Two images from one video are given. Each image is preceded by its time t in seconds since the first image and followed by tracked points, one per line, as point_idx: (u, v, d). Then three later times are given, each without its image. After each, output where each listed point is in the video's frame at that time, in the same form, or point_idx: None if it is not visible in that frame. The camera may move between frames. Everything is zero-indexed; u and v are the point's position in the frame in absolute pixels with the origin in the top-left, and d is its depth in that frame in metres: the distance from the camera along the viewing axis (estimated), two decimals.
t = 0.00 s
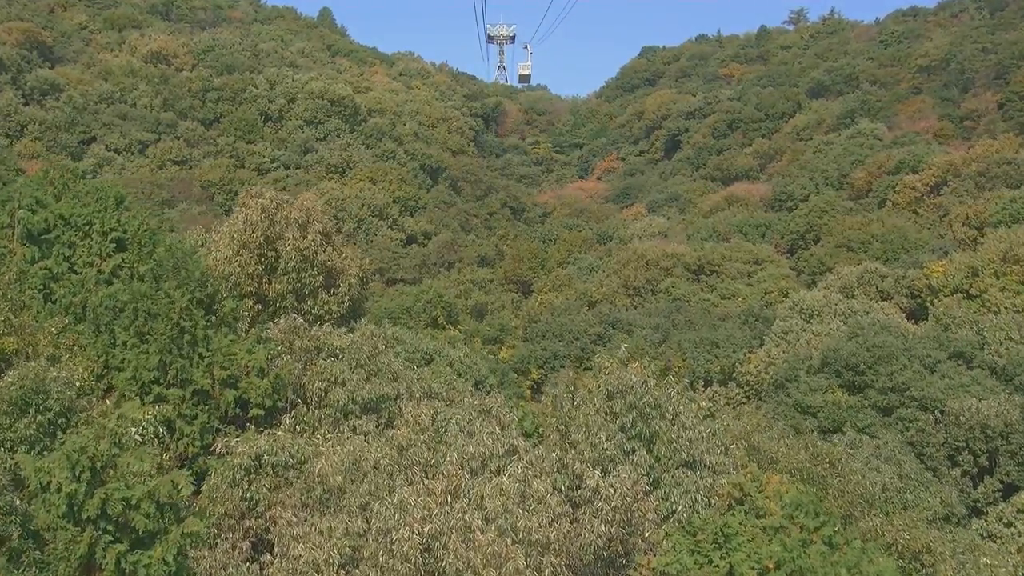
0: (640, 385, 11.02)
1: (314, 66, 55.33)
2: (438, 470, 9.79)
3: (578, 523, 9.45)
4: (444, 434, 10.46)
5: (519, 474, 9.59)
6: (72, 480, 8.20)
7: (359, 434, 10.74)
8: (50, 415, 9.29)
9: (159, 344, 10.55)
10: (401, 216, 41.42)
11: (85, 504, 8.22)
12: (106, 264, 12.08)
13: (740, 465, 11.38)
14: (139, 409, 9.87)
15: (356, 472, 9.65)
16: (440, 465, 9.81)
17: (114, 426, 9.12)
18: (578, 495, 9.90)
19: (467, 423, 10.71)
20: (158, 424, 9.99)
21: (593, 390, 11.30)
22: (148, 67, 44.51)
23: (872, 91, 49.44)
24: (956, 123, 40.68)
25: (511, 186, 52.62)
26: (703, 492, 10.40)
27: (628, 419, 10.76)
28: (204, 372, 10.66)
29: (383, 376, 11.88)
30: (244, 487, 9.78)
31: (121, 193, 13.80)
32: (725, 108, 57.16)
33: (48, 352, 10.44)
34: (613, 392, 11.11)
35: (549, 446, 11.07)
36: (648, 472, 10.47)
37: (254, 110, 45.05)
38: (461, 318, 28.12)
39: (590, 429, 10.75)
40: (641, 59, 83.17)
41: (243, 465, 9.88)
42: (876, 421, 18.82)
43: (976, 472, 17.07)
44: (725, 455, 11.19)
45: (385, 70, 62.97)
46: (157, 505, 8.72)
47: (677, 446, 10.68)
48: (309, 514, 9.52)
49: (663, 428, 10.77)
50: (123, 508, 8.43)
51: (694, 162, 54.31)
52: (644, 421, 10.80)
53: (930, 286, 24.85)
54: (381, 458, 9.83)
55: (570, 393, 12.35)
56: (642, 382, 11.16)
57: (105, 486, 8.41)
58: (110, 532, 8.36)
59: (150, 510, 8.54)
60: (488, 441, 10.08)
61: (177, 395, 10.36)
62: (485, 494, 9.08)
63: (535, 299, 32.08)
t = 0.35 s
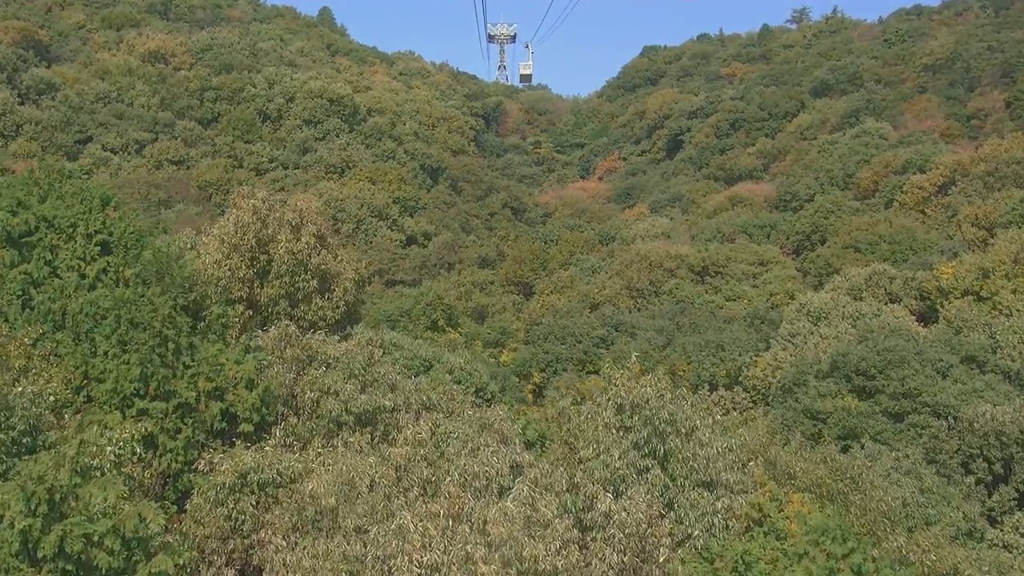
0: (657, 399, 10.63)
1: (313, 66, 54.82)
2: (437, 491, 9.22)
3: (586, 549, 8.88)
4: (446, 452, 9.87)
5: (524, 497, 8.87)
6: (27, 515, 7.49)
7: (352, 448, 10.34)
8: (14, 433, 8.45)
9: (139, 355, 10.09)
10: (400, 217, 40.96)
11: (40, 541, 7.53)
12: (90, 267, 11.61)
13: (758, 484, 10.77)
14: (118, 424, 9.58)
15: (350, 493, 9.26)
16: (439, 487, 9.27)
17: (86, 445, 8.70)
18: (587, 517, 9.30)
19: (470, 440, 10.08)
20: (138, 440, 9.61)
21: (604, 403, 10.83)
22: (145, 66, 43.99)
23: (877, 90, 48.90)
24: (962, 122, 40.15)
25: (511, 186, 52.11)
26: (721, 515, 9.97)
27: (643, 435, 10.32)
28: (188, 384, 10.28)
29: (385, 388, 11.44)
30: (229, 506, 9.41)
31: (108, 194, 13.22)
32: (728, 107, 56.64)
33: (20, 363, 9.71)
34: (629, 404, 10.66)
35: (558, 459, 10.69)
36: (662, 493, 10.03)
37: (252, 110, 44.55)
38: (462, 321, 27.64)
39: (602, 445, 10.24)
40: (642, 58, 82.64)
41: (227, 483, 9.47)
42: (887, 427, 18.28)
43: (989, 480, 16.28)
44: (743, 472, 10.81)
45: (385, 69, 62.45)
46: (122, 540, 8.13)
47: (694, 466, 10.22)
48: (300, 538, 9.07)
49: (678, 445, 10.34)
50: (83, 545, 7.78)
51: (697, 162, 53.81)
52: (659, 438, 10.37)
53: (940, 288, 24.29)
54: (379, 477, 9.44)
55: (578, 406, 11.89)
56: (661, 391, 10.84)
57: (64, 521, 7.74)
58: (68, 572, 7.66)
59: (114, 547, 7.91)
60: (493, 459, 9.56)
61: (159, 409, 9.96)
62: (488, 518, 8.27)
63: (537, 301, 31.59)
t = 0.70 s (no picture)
0: (675, 415, 9.95)
1: (312, 65, 54.32)
2: (438, 516, 8.74)
3: None
4: (447, 471, 9.46)
5: (531, 523, 8.41)
6: None
7: (346, 468, 9.78)
8: None
9: (117, 366, 9.43)
10: (400, 217, 40.51)
11: None
12: (73, 272, 10.94)
13: (781, 505, 10.48)
14: (95, 441, 9.02)
15: (342, 517, 8.68)
16: (441, 511, 8.76)
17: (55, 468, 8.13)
18: (599, 545, 8.83)
19: (471, 458, 9.71)
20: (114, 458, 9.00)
21: (613, 416, 10.23)
22: (143, 66, 43.48)
23: (881, 89, 48.41)
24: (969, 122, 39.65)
25: (512, 186, 51.62)
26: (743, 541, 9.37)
27: (658, 453, 9.66)
28: (170, 398, 9.56)
29: (379, 400, 11.09)
30: (214, 528, 8.71)
31: (94, 194, 12.65)
32: (730, 106, 56.13)
33: None
34: (648, 420, 9.97)
35: (564, 479, 10.05)
36: (678, 518, 9.38)
37: (250, 109, 44.09)
38: (462, 324, 27.16)
39: (615, 464, 9.66)
40: (643, 58, 82.16)
41: (213, 502, 8.76)
42: (898, 433, 17.80)
43: (1007, 488, 15.66)
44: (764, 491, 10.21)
45: (386, 69, 61.99)
46: None
47: (712, 487, 9.54)
48: (291, 566, 8.43)
49: (695, 465, 9.67)
50: None
51: (699, 162, 53.35)
52: (675, 456, 9.69)
53: (950, 290, 23.82)
54: (377, 497, 9.00)
55: (585, 418, 11.42)
56: (679, 405, 10.22)
57: (15, 562, 7.09)
58: None
59: None
60: (498, 482, 9.02)
61: (139, 423, 9.29)
62: (494, 545, 7.81)
63: (539, 303, 31.09)
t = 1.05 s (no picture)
0: (694, 431, 9.30)
1: (311, 63, 53.83)
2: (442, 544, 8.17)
3: None
4: (448, 490, 8.77)
5: (542, 552, 7.60)
6: None
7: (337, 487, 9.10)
8: None
9: (94, 378, 9.05)
10: (400, 217, 40.04)
11: None
12: (54, 276, 10.51)
13: (803, 526, 10.43)
14: (71, 457, 8.62)
15: (334, 545, 8.01)
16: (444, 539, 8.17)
17: (24, 488, 7.54)
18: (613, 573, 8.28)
19: (473, 478, 9.01)
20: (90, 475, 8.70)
21: (624, 431, 9.61)
22: (140, 64, 43.03)
23: (886, 86, 47.87)
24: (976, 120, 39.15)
25: (513, 186, 51.08)
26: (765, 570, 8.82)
27: (676, 473, 9.03)
28: (149, 412, 9.22)
29: (373, 413, 10.30)
30: (199, 551, 8.22)
31: (74, 196, 12.32)
32: (733, 104, 55.61)
33: None
34: (667, 437, 9.31)
35: (574, 502, 9.40)
36: (696, 544, 8.80)
37: (248, 108, 43.66)
38: (462, 325, 26.70)
39: (628, 485, 9.05)
40: (645, 56, 81.62)
41: (198, 525, 8.30)
42: (910, 439, 17.23)
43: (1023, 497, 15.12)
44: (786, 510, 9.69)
45: (386, 68, 61.52)
46: None
47: (732, 511, 8.94)
48: None
49: (714, 486, 9.07)
50: None
51: (702, 161, 52.87)
52: (693, 477, 9.08)
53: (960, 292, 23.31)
54: (372, 523, 8.30)
55: (590, 427, 10.83)
56: (697, 420, 9.48)
57: None
58: None
59: None
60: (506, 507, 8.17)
61: (117, 439, 8.90)
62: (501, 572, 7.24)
63: (540, 304, 30.60)
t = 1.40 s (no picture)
0: (716, 449, 8.37)
1: (310, 61, 53.33)
2: None
3: None
4: (448, 512, 8.38)
5: None
6: None
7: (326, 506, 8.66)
8: None
9: (67, 393, 8.28)
10: (400, 217, 39.54)
11: None
12: (33, 281, 10.06)
13: (831, 553, 9.30)
14: (42, 478, 7.92)
15: None
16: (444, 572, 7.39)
17: None
18: None
19: (479, 498, 8.55)
20: (62, 496, 7.97)
21: (640, 447, 8.84)
22: (136, 62, 42.53)
23: (891, 84, 47.32)
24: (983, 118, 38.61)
25: (514, 184, 50.53)
26: None
27: (696, 495, 8.15)
28: (125, 429, 8.48)
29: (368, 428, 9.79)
30: None
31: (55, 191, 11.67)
32: (736, 102, 55.07)
33: None
34: (686, 455, 8.43)
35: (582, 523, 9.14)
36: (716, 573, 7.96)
37: (246, 107, 43.20)
38: (463, 327, 26.19)
39: (641, 508, 8.38)
40: (646, 54, 81.12)
41: (181, 551, 7.60)
42: (924, 445, 16.76)
43: None
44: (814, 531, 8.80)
45: (385, 66, 61.05)
46: None
47: (756, 538, 8.07)
48: None
49: (737, 510, 8.15)
50: None
51: (704, 160, 52.36)
52: (715, 499, 8.19)
53: (972, 293, 22.75)
54: (365, 553, 7.58)
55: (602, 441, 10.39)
56: (719, 439, 8.48)
57: None
58: None
59: None
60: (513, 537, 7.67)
61: (93, 457, 8.17)
62: None
63: (542, 305, 30.07)
